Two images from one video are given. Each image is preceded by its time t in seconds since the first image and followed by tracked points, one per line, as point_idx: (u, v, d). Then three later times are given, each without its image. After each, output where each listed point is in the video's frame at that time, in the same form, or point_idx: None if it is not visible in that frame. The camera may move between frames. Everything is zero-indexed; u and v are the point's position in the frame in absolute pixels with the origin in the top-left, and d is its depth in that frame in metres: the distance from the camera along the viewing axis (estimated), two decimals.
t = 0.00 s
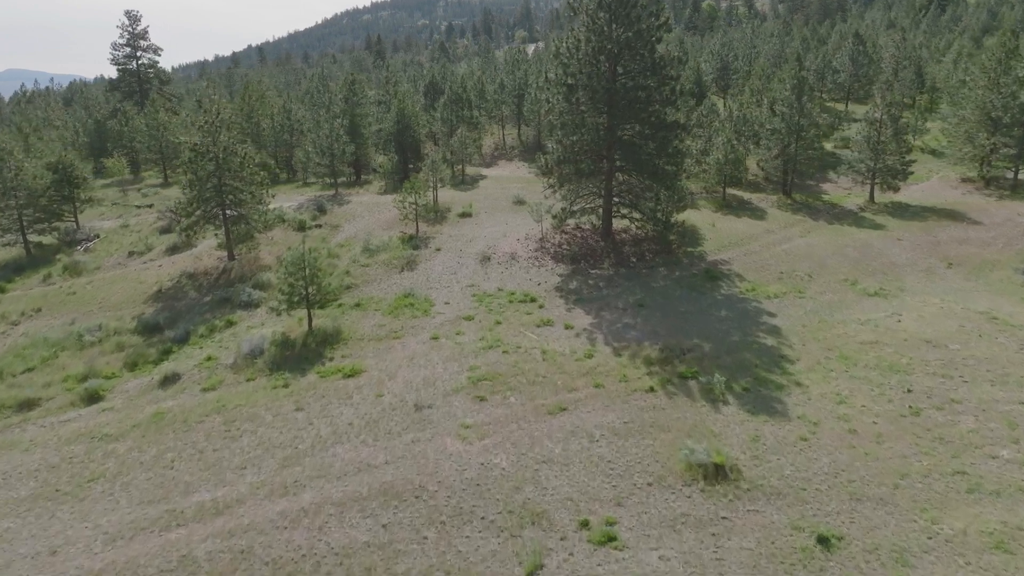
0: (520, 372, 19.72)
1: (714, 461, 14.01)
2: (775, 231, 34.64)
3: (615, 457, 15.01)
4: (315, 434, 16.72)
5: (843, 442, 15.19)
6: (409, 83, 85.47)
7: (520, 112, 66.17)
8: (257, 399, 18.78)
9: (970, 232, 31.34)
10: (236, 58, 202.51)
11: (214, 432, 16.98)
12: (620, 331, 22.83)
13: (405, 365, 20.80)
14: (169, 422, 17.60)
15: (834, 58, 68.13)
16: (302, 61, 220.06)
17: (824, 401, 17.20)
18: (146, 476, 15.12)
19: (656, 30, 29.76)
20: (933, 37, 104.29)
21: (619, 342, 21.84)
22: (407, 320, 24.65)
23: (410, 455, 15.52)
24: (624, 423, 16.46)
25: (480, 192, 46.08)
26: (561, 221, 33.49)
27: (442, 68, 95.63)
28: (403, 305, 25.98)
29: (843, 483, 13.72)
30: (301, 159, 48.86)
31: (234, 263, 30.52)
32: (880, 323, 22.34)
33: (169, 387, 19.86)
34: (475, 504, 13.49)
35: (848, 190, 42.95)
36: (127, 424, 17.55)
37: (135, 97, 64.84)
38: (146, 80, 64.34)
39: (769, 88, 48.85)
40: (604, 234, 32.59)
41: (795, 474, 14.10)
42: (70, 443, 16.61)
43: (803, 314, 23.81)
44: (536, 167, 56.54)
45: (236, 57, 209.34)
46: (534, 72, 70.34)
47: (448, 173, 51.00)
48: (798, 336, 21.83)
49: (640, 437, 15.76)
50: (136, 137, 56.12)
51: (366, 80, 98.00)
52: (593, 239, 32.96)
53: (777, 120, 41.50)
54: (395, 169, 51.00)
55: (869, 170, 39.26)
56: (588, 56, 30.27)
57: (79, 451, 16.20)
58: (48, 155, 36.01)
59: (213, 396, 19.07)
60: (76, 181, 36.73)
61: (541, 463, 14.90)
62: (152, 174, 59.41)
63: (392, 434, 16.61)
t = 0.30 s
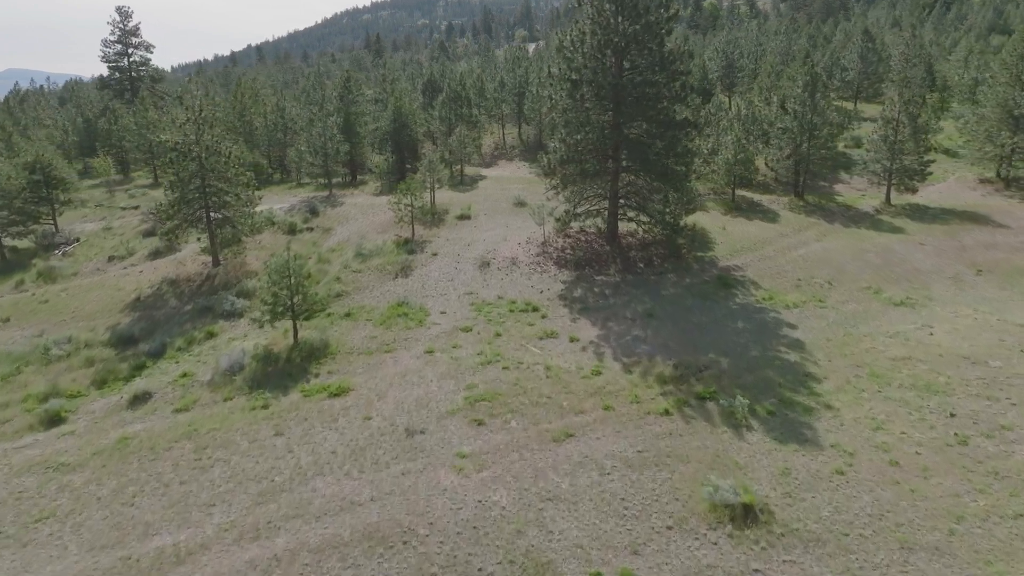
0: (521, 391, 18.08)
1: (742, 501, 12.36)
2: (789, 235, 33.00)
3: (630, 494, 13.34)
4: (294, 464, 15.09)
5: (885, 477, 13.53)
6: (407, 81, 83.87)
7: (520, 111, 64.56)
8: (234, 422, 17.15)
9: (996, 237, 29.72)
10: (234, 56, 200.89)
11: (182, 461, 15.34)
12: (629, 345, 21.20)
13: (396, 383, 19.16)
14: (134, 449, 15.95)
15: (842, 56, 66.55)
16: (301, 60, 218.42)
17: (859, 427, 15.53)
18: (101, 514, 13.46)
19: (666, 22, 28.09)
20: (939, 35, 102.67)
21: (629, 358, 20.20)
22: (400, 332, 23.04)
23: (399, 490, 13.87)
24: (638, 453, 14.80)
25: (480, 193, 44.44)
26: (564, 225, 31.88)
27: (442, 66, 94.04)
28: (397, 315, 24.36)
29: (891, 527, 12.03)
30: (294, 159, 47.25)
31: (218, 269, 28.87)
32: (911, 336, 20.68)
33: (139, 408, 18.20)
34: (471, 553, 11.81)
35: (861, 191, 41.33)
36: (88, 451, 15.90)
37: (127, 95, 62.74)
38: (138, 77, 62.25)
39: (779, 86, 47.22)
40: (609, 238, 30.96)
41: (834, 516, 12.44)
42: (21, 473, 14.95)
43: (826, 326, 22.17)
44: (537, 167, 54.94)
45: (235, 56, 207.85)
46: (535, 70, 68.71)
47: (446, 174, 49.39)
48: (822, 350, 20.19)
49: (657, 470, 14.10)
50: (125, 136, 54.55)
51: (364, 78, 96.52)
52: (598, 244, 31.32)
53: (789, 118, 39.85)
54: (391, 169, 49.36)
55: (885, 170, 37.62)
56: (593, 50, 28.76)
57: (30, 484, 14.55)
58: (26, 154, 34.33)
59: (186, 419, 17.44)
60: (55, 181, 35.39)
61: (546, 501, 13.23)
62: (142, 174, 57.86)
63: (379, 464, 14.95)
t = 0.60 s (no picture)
0: (524, 417, 16.42)
1: (779, 555, 10.72)
2: (804, 239, 31.35)
3: (648, 543, 11.69)
4: (269, 503, 13.45)
5: (938, 523, 11.87)
6: (405, 79, 82.17)
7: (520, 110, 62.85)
8: (205, 451, 15.51)
9: None
10: (232, 55, 199.40)
11: (144, 499, 13.69)
12: (639, 363, 19.55)
13: (387, 406, 17.51)
14: (92, 483, 14.31)
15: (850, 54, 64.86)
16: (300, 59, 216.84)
17: (902, 460, 13.88)
18: (45, 566, 11.80)
19: (676, 14, 26.44)
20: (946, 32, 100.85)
21: (640, 377, 18.54)
22: (392, 346, 21.41)
23: (385, 536, 12.22)
24: (655, 492, 13.16)
25: (479, 195, 42.80)
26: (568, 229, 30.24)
27: (441, 64, 92.35)
28: (389, 328, 22.72)
29: None
30: (287, 159, 45.58)
31: (201, 277, 27.25)
32: (946, 353, 19.03)
33: (102, 434, 16.54)
34: None
35: (877, 193, 39.68)
36: (40, 486, 14.25)
37: (118, 92, 60.31)
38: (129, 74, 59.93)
39: (789, 84, 45.57)
40: (615, 244, 29.31)
41: (885, 573, 10.78)
42: None
43: (852, 341, 20.51)
44: (538, 168, 53.29)
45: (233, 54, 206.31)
46: (535, 68, 67.05)
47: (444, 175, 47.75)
48: (851, 368, 18.53)
49: (678, 514, 12.44)
50: (113, 135, 52.84)
51: (362, 76, 94.89)
52: (603, 249, 29.67)
53: (801, 117, 38.06)
54: (387, 170, 47.68)
55: (903, 171, 35.95)
56: (598, 45, 27.21)
57: None
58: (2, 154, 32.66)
59: (153, 447, 15.79)
60: (32, 183, 34.03)
61: (552, 552, 11.58)
62: (132, 175, 56.16)
63: (365, 503, 13.31)
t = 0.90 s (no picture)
0: (526, 449, 14.75)
1: None
2: (820, 245, 29.70)
3: None
4: (235, 555, 11.77)
5: None
6: (403, 78, 80.42)
7: (520, 109, 61.18)
8: (170, 488, 13.84)
9: None
10: (230, 54, 197.78)
11: (93, 549, 12.00)
12: (652, 386, 17.89)
13: (374, 435, 15.85)
14: (36, 529, 12.63)
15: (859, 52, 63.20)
16: (299, 59, 215.22)
17: (956, 505, 12.21)
18: None
19: (688, 6, 24.78)
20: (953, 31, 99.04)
21: (653, 402, 16.89)
22: (382, 365, 19.77)
23: None
24: (677, 544, 11.50)
25: (478, 197, 41.16)
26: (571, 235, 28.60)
27: (440, 63, 90.64)
28: (380, 344, 21.09)
29: None
30: (278, 160, 43.93)
31: (181, 286, 25.62)
32: (989, 374, 17.35)
33: (57, 468, 14.91)
34: None
35: (893, 197, 38.03)
36: None
37: (107, 91, 58.63)
38: (119, 72, 58.20)
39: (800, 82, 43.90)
40: (622, 251, 27.65)
41: None
42: None
43: (883, 359, 18.84)
44: (539, 169, 51.68)
45: (230, 54, 204.65)
46: (536, 67, 65.39)
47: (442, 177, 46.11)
48: (885, 391, 16.87)
49: (706, 573, 10.75)
50: (100, 135, 51.16)
51: (359, 75, 93.17)
52: (609, 256, 28.02)
53: (815, 117, 36.20)
54: (382, 171, 46.02)
55: (922, 173, 34.28)
56: (605, 39, 25.55)
57: None
58: None
59: (112, 484, 14.13)
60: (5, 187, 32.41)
61: None
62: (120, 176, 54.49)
63: (344, 556, 11.62)
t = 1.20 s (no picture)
0: (528, 488, 13.08)
1: None
2: (839, 251, 28.04)
3: None
4: None
5: None
6: (401, 77, 78.82)
7: (521, 109, 59.57)
8: (123, 536, 12.18)
9: None
10: (227, 54, 196.11)
11: None
12: (667, 411, 16.23)
13: (359, 469, 14.19)
14: None
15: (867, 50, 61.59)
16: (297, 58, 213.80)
17: None
18: None
19: None
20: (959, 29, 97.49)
21: (669, 431, 15.23)
22: (371, 387, 18.14)
23: None
24: None
25: (476, 200, 39.53)
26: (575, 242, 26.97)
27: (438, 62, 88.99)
28: (369, 362, 19.45)
29: None
30: (269, 160, 42.32)
31: (159, 296, 24.00)
32: None
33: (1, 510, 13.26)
34: None
35: (910, 200, 36.40)
36: None
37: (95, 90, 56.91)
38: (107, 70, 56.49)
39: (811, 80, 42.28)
40: (629, 258, 26.00)
41: None
42: None
43: (920, 381, 17.17)
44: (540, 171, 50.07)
45: (228, 53, 203.05)
46: (537, 65, 63.78)
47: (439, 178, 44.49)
48: (927, 419, 15.21)
49: None
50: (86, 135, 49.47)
51: (355, 74, 91.59)
52: (615, 264, 26.36)
53: (831, 116, 34.38)
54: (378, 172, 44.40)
55: (943, 176, 32.64)
56: (611, 31, 23.99)
57: None
58: None
59: (58, 530, 12.47)
60: None
61: None
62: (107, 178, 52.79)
63: None
